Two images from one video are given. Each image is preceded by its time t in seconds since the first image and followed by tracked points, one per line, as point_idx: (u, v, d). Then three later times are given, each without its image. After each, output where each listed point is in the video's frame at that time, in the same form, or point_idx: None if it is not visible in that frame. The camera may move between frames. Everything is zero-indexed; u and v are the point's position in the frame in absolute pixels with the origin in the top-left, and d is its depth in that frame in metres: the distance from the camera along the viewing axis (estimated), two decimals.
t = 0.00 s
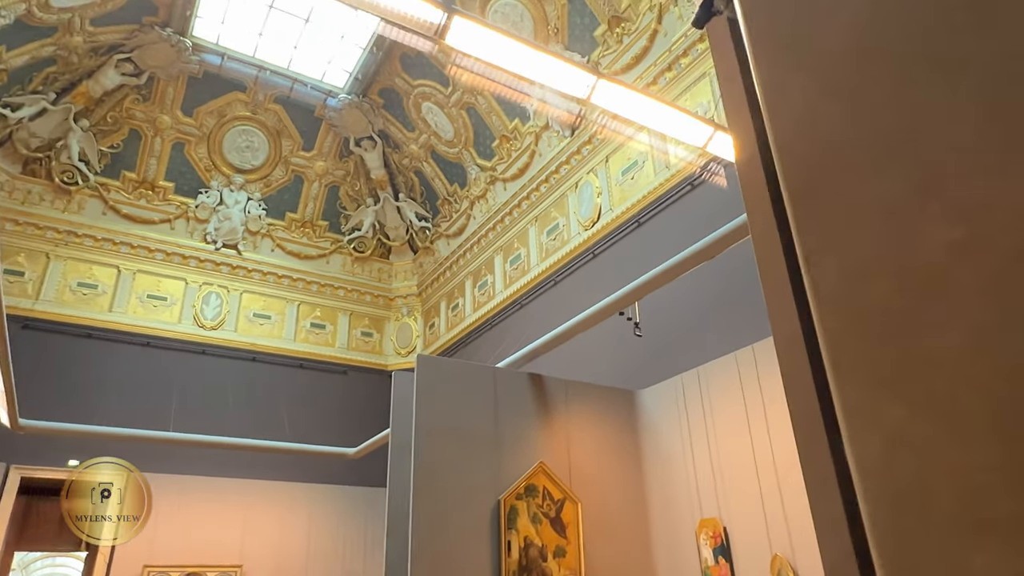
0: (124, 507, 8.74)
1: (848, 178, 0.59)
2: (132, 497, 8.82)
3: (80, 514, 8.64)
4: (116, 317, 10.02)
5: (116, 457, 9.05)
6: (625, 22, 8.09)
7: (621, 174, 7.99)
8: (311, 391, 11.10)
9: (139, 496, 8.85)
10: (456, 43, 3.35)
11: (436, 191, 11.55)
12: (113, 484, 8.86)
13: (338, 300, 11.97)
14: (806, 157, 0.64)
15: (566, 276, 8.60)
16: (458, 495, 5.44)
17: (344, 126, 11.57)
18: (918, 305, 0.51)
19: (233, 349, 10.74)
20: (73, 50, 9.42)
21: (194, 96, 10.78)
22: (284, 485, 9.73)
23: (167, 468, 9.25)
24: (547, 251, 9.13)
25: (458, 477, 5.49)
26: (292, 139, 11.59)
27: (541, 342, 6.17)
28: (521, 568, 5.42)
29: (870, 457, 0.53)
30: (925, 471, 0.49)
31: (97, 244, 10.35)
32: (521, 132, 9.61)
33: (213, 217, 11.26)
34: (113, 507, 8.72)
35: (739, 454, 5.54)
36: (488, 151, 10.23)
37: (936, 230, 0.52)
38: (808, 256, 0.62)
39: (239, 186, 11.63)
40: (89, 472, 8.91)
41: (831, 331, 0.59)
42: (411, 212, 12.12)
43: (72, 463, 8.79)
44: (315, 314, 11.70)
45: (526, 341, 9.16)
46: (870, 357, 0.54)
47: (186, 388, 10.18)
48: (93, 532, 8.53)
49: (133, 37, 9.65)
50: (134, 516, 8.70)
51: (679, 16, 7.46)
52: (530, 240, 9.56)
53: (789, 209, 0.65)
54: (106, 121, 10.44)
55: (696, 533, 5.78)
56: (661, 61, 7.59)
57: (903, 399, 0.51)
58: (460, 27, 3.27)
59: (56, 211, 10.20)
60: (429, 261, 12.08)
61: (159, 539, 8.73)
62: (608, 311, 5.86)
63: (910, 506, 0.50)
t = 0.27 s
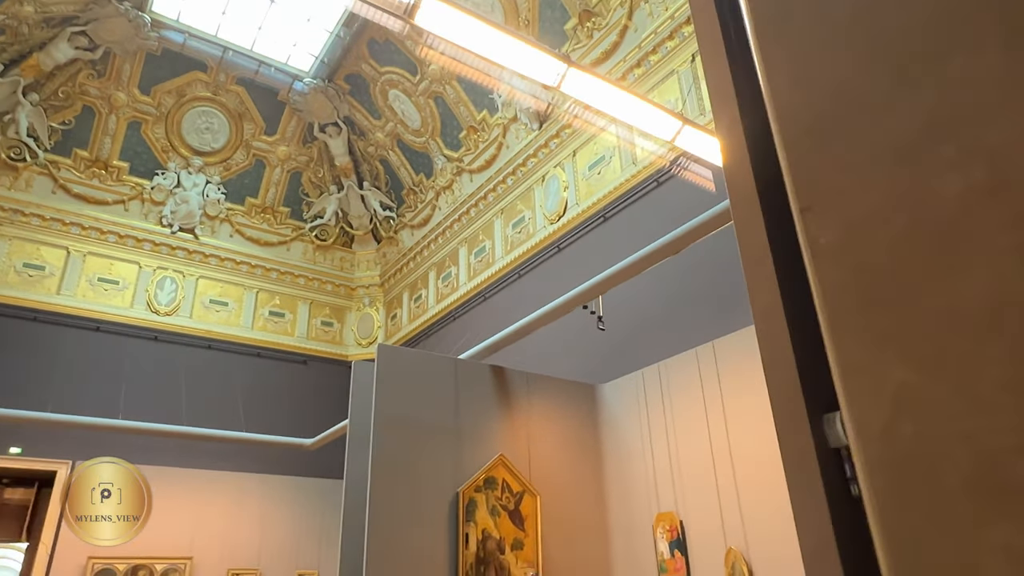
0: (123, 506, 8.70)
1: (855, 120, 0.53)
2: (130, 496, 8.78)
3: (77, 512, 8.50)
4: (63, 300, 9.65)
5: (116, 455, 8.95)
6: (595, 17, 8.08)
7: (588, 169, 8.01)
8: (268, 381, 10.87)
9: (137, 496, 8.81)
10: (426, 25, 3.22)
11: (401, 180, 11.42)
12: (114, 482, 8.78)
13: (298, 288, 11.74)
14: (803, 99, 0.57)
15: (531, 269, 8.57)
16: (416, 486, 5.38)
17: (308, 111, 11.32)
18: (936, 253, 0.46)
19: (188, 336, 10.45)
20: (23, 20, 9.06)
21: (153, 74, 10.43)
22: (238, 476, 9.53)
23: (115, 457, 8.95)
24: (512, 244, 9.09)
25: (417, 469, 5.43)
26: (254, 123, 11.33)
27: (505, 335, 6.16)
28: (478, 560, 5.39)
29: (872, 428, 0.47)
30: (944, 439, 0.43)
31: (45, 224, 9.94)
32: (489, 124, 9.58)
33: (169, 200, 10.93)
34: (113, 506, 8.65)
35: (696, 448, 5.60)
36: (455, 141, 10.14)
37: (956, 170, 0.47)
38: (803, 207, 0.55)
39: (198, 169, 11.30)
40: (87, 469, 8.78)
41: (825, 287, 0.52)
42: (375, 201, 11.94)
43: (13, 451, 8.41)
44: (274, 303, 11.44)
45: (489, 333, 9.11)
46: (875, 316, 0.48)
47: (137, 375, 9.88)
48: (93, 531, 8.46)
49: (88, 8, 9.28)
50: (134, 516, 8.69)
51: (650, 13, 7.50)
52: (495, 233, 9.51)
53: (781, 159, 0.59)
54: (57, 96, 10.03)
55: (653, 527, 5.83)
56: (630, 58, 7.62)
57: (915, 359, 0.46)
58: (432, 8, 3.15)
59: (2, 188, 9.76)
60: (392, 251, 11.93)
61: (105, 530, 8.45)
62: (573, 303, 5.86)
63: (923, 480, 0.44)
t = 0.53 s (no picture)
0: (122, 506, 8.65)
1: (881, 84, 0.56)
2: (130, 495, 8.74)
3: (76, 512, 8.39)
4: (15, 287, 9.29)
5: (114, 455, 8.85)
6: (570, 15, 8.07)
7: (559, 166, 8.00)
8: (229, 374, 10.64)
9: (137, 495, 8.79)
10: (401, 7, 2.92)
11: (371, 173, 11.28)
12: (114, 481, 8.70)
13: (262, 280, 11.51)
14: (825, 66, 0.60)
15: (500, 266, 8.53)
16: (380, 481, 5.30)
17: (277, 100, 11.12)
18: (980, 210, 0.48)
19: (146, 327, 10.15)
20: None
21: (115, 56, 10.11)
22: (196, 470, 9.30)
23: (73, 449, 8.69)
24: (482, 240, 9.03)
25: (381, 465, 5.36)
26: (220, 110, 11.08)
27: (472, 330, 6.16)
28: (441, 557, 5.35)
29: (916, 386, 0.49)
30: (997, 399, 0.45)
31: None
32: (461, 118, 9.51)
33: (130, 186, 10.62)
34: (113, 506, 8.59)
35: (661, 447, 5.64)
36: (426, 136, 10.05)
37: (1007, 114, 0.48)
38: (827, 162, 0.58)
39: (160, 155, 10.98)
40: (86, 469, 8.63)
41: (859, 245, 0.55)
42: (343, 193, 11.77)
43: None
44: (236, 294, 11.20)
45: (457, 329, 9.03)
46: (908, 280, 0.51)
47: (92, 365, 9.57)
48: (93, 531, 8.39)
49: None
50: (134, 516, 8.66)
51: (625, 13, 7.52)
52: (465, 229, 9.44)
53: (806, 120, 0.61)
54: (13, 74, 9.64)
55: (617, 526, 5.83)
56: (604, 58, 7.65)
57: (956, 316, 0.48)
58: None
59: None
60: (360, 245, 11.78)
61: (54, 525, 8.17)
62: (543, 300, 5.85)
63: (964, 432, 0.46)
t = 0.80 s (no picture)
0: (122, 506, 8.70)
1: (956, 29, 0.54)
2: (131, 495, 8.80)
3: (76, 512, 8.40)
4: None
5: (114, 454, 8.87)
6: (547, 13, 8.05)
7: (532, 165, 7.98)
8: (190, 368, 10.38)
9: (138, 495, 8.85)
10: None
11: (341, 166, 11.12)
12: (114, 481, 8.73)
13: (227, 272, 11.26)
14: (897, 18, 0.57)
15: (471, 263, 8.47)
16: (346, 479, 5.21)
17: (245, 89, 10.89)
18: None
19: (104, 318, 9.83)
20: None
21: (76, 37, 9.77)
22: (153, 466, 9.05)
23: (49, 443, 8.47)
24: (453, 237, 8.96)
25: (346, 462, 5.26)
26: (186, 96, 10.80)
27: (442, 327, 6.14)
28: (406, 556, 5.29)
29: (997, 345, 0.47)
30: None
31: None
32: (434, 113, 9.43)
33: (90, 172, 10.28)
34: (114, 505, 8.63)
35: (629, 447, 5.65)
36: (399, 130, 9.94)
37: None
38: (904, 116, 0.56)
39: (122, 141, 10.66)
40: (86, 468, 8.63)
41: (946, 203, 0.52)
42: (312, 185, 11.58)
43: None
44: (199, 286, 10.92)
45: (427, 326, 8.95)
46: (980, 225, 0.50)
47: (45, 357, 9.24)
48: (93, 531, 8.43)
49: None
50: (133, 516, 8.72)
51: (601, 13, 7.52)
52: (436, 225, 9.36)
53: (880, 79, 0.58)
54: None
55: (584, 525, 5.82)
56: (580, 57, 7.66)
57: None
58: None
59: None
60: (328, 239, 11.60)
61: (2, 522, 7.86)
62: (515, 297, 5.83)
63: None
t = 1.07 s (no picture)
0: (123, 506, 8.76)
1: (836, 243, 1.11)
2: (133, 496, 8.85)
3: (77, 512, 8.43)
4: None
5: (115, 455, 8.92)
6: (526, 12, 8.03)
7: (508, 164, 7.97)
8: (153, 363, 10.12)
9: (139, 497, 8.90)
10: None
11: (314, 160, 10.98)
12: (113, 480, 8.78)
13: (193, 265, 11.02)
14: None
15: (444, 261, 8.41)
16: (314, 477, 5.12)
17: (217, 79, 10.68)
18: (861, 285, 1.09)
19: (65, 310, 9.53)
20: None
21: (40, 19, 9.47)
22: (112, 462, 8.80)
23: (44, 440, 8.45)
24: (427, 234, 8.88)
25: (315, 460, 5.18)
26: (155, 84, 10.54)
27: (415, 325, 6.09)
28: (374, 556, 5.22)
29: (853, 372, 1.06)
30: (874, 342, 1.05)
31: None
32: (410, 109, 9.35)
33: (52, 158, 9.96)
34: (115, 506, 8.67)
35: (600, 447, 5.65)
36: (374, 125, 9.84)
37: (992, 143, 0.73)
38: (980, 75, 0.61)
39: (87, 128, 10.34)
40: (89, 467, 8.66)
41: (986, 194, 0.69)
42: (283, 179, 11.41)
43: None
44: (165, 279, 10.66)
45: (398, 323, 8.87)
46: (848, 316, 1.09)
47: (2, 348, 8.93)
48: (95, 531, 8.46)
49: None
50: (134, 516, 8.76)
51: (580, 14, 7.52)
52: (410, 221, 9.27)
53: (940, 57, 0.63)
54: None
55: (553, 525, 5.81)
56: (558, 57, 7.65)
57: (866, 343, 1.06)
58: None
59: None
60: (299, 234, 11.43)
61: None
62: (490, 295, 5.81)
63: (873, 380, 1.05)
